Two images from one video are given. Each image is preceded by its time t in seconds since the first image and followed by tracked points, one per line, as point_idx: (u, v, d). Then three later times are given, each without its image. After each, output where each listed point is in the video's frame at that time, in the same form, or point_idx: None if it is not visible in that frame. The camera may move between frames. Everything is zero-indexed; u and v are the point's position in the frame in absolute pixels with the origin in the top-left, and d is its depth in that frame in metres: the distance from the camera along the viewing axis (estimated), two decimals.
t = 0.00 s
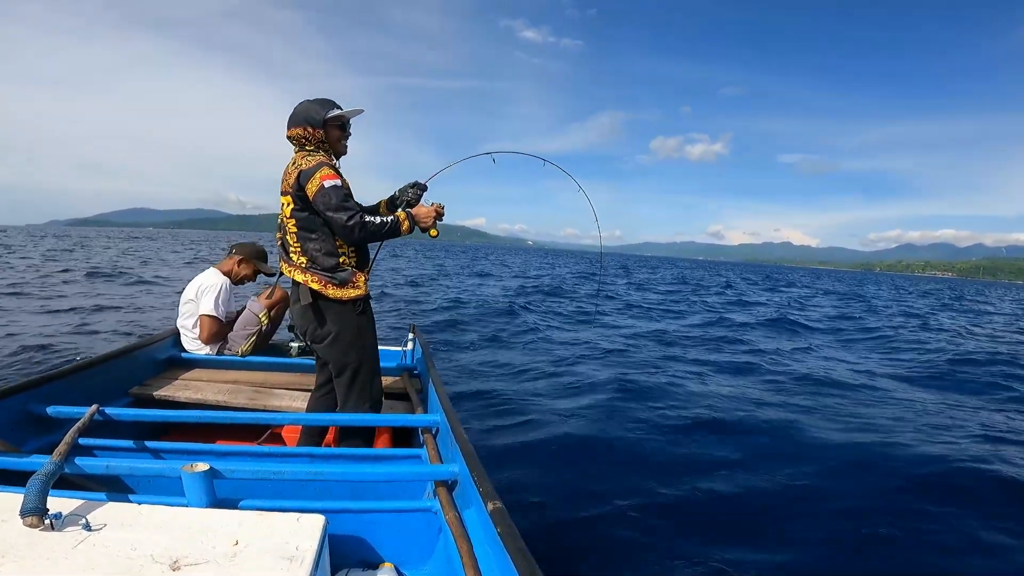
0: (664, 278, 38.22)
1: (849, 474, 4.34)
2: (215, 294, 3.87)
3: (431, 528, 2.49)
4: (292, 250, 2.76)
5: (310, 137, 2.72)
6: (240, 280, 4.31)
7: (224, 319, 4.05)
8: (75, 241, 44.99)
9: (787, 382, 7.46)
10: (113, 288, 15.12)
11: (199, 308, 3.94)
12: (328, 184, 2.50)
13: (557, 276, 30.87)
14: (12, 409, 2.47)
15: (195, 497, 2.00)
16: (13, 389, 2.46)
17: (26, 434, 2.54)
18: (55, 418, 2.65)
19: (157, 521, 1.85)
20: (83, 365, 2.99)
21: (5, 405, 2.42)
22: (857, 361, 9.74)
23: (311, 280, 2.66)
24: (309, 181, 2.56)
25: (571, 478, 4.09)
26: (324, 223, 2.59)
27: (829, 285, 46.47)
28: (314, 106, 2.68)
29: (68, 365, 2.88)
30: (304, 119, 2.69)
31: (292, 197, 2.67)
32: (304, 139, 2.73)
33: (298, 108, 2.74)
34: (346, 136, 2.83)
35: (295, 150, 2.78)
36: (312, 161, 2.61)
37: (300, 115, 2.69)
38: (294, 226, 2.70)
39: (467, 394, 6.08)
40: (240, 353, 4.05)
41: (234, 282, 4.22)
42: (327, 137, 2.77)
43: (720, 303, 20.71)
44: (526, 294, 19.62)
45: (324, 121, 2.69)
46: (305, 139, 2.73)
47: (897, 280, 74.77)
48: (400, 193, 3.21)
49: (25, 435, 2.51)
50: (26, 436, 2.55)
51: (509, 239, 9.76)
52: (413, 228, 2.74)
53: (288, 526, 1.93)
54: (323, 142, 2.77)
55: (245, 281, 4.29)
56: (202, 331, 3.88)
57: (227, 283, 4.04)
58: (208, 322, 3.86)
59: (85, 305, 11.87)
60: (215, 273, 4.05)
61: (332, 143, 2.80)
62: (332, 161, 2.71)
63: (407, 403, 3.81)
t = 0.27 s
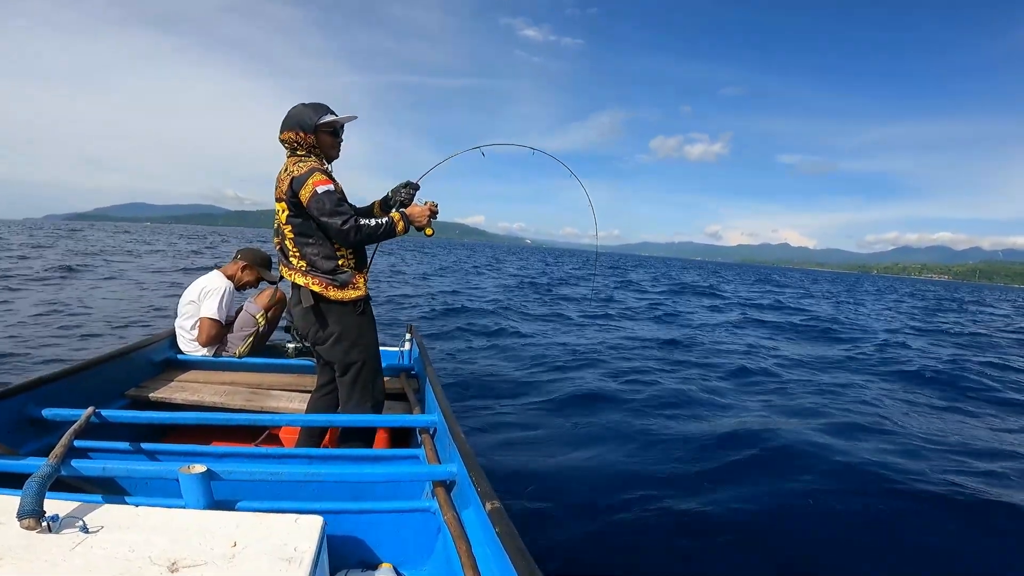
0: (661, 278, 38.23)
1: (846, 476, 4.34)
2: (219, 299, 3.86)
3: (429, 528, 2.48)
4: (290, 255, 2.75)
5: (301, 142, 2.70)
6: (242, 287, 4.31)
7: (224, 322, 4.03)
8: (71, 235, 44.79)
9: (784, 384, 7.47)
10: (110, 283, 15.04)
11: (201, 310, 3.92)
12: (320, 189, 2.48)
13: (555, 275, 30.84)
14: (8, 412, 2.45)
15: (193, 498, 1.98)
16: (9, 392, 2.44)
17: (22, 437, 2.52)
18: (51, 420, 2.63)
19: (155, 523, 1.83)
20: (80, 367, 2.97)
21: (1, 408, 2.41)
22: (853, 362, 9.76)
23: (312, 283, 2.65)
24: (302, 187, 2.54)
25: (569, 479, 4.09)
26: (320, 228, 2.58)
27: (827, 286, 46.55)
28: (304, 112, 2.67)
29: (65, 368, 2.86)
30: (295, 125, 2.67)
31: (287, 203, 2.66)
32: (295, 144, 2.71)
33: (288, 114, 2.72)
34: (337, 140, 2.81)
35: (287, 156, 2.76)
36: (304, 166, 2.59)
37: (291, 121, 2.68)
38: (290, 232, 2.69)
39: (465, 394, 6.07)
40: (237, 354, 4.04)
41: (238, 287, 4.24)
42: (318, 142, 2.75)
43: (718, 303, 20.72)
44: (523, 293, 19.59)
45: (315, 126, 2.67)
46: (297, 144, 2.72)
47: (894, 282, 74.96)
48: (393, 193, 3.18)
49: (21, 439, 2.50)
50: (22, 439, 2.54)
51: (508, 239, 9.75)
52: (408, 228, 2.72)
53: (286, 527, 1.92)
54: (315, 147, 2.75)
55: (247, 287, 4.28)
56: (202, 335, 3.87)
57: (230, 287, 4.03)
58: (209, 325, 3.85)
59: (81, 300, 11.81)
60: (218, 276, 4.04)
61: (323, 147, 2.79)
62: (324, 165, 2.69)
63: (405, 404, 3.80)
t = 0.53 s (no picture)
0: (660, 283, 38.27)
1: (845, 481, 4.34)
2: (216, 299, 3.86)
3: (428, 531, 2.47)
4: (292, 261, 2.75)
5: (299, 148, 2.70)
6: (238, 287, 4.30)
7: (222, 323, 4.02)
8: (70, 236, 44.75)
9: (783, 390, 7.47)
10: (108, 284, 15.01)
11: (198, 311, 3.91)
12: (320, 195, 2.48)
13: (554, 279, 30.85)
14: (6, 413, 2.44)
15: (192, 500, 1.97)
16: (7, 393, 2.43)
17: (20, 438, 2.51)
18: (49, 421, 2.62)
19: (154, 524, 1.82)
20: (79, 368, 2.96)
21: None
22: (851, 368, 9.77)
23: (316, 288, 2.64)
24: (302, 193, 2.54)
25: (568, 482, 4.07)
26: (321, 234, 2.58)
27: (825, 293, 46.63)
28: (301, 118, 2.67)
29: (63, 369, 2.85)
30: (292, 132, 2.68)
31: (287, 210, 2.66)
32: (292, 150, 2.71)
33: (285, 121, 2.73)
34: (335, 145, 2.81)
35: (284, 163, 2.77)
36: (302, 173, 2.59)
37: (289, 127, 2.68)
38: (292, 238, 2.69)
39: (464, 398, 6.05)
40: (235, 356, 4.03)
41: (235, 288, 4.23)
42: (315, 148, 2.75)
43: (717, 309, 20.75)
44: (522, 297, 19.59)
45: (313, 132, 2.67)
46: (294, 150, 2.72)
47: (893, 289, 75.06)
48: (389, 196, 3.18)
49: (18, 439, 2.48)
50: (20, 440, 2.53)
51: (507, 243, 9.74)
52: (407, 229, 2.72)
53: (286, 529, 1.91)
54: (312, 153, 2.75)
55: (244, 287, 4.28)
56: (199, 335, 3.88)
57: (227, 288, 4.02)
58: (207, 325, 3.84)
59: (79, 300, 11.78)
60: (216, 277, 4.04)
61: (320, 153, 2.79)
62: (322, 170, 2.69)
63: (404, 407, 3.79)
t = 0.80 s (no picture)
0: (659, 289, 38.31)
1: (843, 483, 4.34)
2: (212, 303, 3.86)
3: (425, 535, 2.47)
4: (293, 266, 2.75)
5: (298, 152, 2.71)
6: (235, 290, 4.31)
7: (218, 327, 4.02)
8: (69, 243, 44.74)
9: (781, 394, 7.48)
10: (106, 291, 15.01)
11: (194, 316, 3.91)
12: (320, 200, 2.49)
13: (552, 286, 30.89)
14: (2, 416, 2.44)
15: (189, 503, 1.97)
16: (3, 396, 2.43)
17: (17, 441, 2.51)
18: (45, 425, 2.62)
19: (150, 527, 1.82)
20: (75, 372, 2.97)
21: None
22: (849, 373, 9.79)
23: (319, 293, 2.64)
24: (302, 197, 2.55)
25: (565, 486, 4.07)
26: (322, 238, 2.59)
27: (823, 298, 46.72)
28: (301, 123, 2.69)
29: (59, 372, 2.85)
30: (292, 137, 2.69)
31: (287, 215, 2.66)
32: (291, 154, 2.72)
33: (284, 126, 2.75)
34: (334, 151, 2.83)
35: (283, 168, 2.77)
36: (302, 177, 2.60)
37: (289, 132, 2.70)
38: (292, 243, 2.70)
39: (462, 403, 6.06)
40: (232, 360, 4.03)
41: (231, 292, 4.24)
42: (314, 153, 2.76)
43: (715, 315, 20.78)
44: (520, 303, 19.61)
45: (313, 137, 2.69)
46: (293, 155, 2.73)
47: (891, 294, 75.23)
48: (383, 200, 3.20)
49: (14, 443, 2.49)
50: (16, 444, 2.53)
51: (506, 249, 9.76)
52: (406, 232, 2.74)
53: (282, 532, 1.90)
54: (311, 158, 2.77)
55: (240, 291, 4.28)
56: (196, 340, 3.88)
57: (223, 292, 4.03)
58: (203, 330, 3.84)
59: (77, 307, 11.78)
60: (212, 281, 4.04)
61: (319, 158, 2.80)
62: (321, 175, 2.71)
63: (400, 411, 3.79)
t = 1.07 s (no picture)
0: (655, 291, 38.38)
1: (835, 481, 4.37)
2: (206, 307, 3.85)
3: (419, 537, 2.47)
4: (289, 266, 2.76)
5: (306, 150, 2.72)
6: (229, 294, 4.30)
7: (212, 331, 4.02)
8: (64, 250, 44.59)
9: (776, 394, 7.53)
10: (101, 298, 14.96)
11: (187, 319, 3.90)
12: (324, 198, 2.50)
13: (549, 289, 30.93)
14: None
15: (181, 507, 1.98)
16: None
17: (9, 445, 2.51)
18: (36, 429, 2.62)
19: (142, 531, 1.82)
20: (68, 376, 2.97)
21: None
22: (844, 372, 9.84)
23: (316, 296, 2.65)
24: (305, 195, 2.56)
25: (560, 487, 4.08)
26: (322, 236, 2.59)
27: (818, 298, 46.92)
28: (311, 123, 2.71)
29: (52, 376, 2.85)
30: (300, 135, 2.70)
31: (288, 213, 2.66)
32: (297, 151, 2.72)
33: (294, 124, 2.76)
34: (341, 154, 2.85)
35: (288, 166, 2.77)
36: (308, 176, 2.61)
37: (298, 130, 2.71)
38: (291, 243, 2.70)
39: (458, 406, 6.07)
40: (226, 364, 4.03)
41: (225, 295, 4.23)
42: (322, 153, 2.78)
43: (711, 316, 20.85)
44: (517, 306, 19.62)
45: (325, 137, 2.71)
46: (299, 153, 2.73)
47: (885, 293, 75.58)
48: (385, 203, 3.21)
49: (6, 447, 2.49)
50: (7, 448, 2.53)
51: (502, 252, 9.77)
52: (411, 233, 2.75)
53: (275, 536, 1.91)
54: (318, 158, 2.78)
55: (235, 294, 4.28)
56: (189, 344, 3.86)
57: (217, 296, 4.02)
58: (197, 334, 3.83)
59: (72, 314, 11.75)
60: (205, 285, 4.03)
61: (327, 158, 2.81)
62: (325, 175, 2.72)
63: (395, 414, 3.80)
